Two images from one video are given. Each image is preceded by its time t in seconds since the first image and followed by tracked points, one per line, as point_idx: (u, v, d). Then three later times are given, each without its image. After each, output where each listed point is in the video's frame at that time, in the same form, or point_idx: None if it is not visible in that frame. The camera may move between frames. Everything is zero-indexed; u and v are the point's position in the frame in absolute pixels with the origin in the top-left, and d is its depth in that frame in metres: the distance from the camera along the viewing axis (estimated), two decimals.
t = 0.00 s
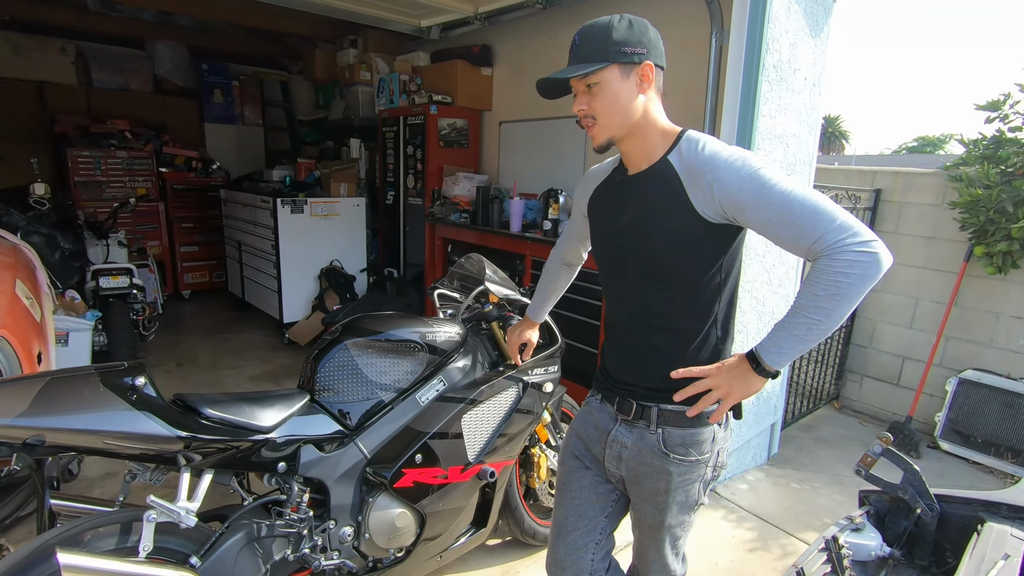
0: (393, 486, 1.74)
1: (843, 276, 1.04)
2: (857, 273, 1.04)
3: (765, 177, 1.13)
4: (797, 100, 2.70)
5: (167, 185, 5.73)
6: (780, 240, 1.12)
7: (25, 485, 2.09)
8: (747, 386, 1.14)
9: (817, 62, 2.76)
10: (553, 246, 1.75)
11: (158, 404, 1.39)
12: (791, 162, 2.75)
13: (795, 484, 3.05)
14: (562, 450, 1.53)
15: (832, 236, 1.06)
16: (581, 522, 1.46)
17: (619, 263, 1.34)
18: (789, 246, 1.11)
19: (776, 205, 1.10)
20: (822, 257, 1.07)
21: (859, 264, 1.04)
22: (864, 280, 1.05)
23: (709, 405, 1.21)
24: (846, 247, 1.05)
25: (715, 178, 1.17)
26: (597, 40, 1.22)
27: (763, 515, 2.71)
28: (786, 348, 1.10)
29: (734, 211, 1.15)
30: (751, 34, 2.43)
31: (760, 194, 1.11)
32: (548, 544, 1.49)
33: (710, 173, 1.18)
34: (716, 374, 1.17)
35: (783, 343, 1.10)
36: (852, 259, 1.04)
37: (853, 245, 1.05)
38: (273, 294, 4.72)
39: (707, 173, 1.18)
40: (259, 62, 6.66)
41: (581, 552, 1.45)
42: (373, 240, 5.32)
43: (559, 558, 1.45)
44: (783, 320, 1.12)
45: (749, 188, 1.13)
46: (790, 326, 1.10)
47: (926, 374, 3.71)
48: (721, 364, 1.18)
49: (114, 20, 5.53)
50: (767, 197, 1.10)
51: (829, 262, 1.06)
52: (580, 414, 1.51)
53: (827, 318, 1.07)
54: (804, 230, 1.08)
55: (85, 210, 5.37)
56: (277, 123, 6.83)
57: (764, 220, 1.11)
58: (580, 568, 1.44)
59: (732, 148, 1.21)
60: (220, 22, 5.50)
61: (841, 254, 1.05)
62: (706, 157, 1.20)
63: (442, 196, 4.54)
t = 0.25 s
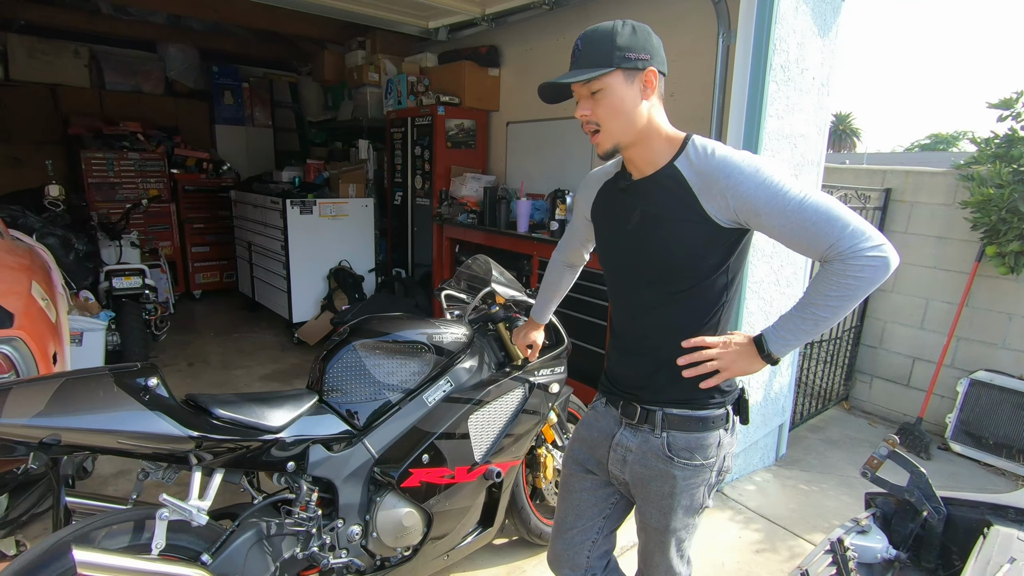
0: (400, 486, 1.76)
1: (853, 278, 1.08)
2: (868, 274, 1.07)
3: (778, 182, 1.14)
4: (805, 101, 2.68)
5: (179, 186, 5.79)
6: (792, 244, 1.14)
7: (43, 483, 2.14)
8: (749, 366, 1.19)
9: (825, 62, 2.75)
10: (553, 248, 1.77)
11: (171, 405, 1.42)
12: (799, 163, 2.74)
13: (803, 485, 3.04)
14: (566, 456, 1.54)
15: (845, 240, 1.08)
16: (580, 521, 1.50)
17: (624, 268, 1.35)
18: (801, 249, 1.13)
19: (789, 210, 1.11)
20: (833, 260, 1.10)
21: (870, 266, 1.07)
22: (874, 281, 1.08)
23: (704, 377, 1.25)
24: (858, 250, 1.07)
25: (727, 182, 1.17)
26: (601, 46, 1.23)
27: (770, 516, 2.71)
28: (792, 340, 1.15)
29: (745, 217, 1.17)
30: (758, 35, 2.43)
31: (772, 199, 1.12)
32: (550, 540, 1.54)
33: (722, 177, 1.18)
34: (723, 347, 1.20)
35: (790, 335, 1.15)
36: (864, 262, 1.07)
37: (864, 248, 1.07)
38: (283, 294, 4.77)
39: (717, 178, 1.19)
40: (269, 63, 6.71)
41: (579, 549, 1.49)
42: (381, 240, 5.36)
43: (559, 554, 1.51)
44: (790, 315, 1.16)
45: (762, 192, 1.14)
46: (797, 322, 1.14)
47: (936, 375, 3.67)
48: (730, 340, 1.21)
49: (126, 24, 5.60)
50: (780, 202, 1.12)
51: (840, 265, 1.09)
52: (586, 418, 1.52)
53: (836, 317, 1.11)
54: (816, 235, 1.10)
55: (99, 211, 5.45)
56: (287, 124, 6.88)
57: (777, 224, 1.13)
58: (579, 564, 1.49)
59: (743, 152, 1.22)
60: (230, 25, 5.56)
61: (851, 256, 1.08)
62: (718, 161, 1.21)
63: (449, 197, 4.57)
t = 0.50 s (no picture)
0: (401, 487, 1.76)
1: (841, 307, 1.08)
2: (856, 305, 1.08)
3: (776, 200, 1.13)
4: (807, 101, 2.68)
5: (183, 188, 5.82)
6: (785, 266, 1.15)
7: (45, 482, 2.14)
8: (738, 382, 1.22)
9: (828, 63, 2.74)
10: (552, 256, 1.78)
11: (174, 405, 1.43)
12: (802, 164, 2.73)
13: (806, 487, 3.02)
14: (566, 459, 1.54)
15: (836, 267, 1.08)
16: (579, 524, 1.50)
17: (622, 270, 1.35)
18: (793, 272, 1.14)
19: (785, 230, 1.11)
20: (823, 286, 1.10)
21: (859, 296, 1.08)
22: (861, 314, 1.09)
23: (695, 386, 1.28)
24: (848, 279, 1.08)
25: (728, 194, 1.17)
26: (633, 36, 1.25)
27: (773, 519, 2.70)
28: (779, 365, 1.16)
29: (743, 230, 1.17)
30: (760, 36, 2.43)
31: (769, 218, 1.12)
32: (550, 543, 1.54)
33: (723, 188, 1.18)
34: (713, 365, 1.23)
35: (778, 360, 1.16)
36: (853, 292, 1.08)
37: (854, 278, 1.08)
38: (286, 296, 4.78)
39: (717, 190, 1.19)
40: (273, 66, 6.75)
41: (578, 552, 1.50)
42: (385, 242, 5.38)
43: (559, 557, 1.51)
44: (780, 340, 1.17)
45: (761, 208, 1.13)
46: (786, 348, 1.15)
47: (941, 377, 3.63)
48: (723, 357, 1.23)
49: (131, 27, 5.65)
50: (777, 220, 1.12)
51: (829, 294, 1.09)
52: (584, 421, 1.52)
53: (822, 345, 1.12)
54: (808, 259, 1.10)
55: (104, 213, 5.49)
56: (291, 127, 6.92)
57: (771, 245, 1.13)
58: (578, 566, 1.49)
59: (748, 163, 1.21)
60: (235, 28, 5.60)
61: (841, 285, 1.08)
62: (720, 171, 1.20)
63: (452, 199, 4.58)
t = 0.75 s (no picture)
0: (403, 487, 1.76)
1: (842, 309, 1.07)
2: (857, 308, 1.06)
3: (777, 200, 1.12)
4: (814, 99, 2.65)
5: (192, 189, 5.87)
6: (785, 266, 1.13)
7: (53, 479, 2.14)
8: (738, 384, 1.20)
9: (836, 60, 2.71)
10: (554, 257, 1.77)
11: (176, 405, 1.43)
12: (809, 162, 2.70)
13: (814, 489, 2.99)
14: (564, 461, 1.53)
15: (838, 268, 1.06)
16: (579, 526, 1.49)
17: (622, 270, 1.34)
18: (794, 273, 1.12)
19: (786, 230, 1.10)
20: (824, 288, 1.09)
21: (861, 299, 1.06)
22: (862, 316, 1.07)
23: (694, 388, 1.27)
24: (850, 280, 1.06)
25: (729, 193, 1.16)
26: (643, 32, 1.24)
27: (780, 521, 2.67)
28: (778, 368, 1.15)
29: (744, 230, 1.15)
30: (767, 34, 2.41)
31: (770, 217, 1.11)
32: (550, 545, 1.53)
33: (725, 187, 1.17)
34: (712, 368, 1.21)
35: (778, 363, 1.15)
36: (854, 294, 1.06)
37: (855, 279, 1.06)
38: (294, 295, 4.81)
39: (718, 189, 1.18)
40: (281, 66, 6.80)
41: (577, 555, 1.49)
42: (391, 241, 5.39)
43: (558, 560, 1.50)
44: (780, 342, 1.16)
45: (762, 207, 1.12)
46: (786, 350, 1.14)
47: (953, 378, 3.56)
48: (723, 360, 1.22)
49: (140, 29, 5.70)
50: (778, 220, 1.10)
51: (829, 297, 1.08)
52: (583, 423, 1.51)
53: (823, 347, 1.11)
54: (809, 260, 1.09)
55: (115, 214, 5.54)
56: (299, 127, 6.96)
57: (771, 245, 1.12)
58: (577, 569, 1.48)
59: (751, 162, 1.19)
60: (243, 29, 5.64)
61: (842, 287, 1.06)
62: (722, 170, 1.19)
63: (458, 198, 4.58)
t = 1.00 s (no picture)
0: (407, 484, 1.76)
1: (846, 307, 1.05)
2: (861, 306, 1.04)
3: (781, 196, 1.10)
4: (826, 96, 2.61)
5: (205, 187, 5.93)
6: (788, 263, 1.12)
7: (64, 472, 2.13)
8: (741, 383, 1.19)
9: (849, 58, 2.67)
10: (558, 255, 1.76)
11: (180, 401, 1.45)
12: (821, 161, 2.67)
13: (824, 491, 2.96)
14: (565, 461, 1.52)
15: (842, 265, 1.05)
16: (579, 526, 1.48)
17: (624, 267, 1.33)
18: (796, 270, 1.11)
19: (789, 226, 1.09)
20: (827, 285, 1.07)
21: (865, 297, 1.04)
22: (866, 315, 1.05)
23: (696, 387, 1.26)
24: (853, 278, 1.05)
25: (731, 189, 1.15)
26: (644, 29, 1.22)
27: (789, 523, 2.64)
28: (781, 367, 1.13)
29: (747, 226, 1.14)
30: (777, 30, 2.38)
31: (773, 214, 1.10)
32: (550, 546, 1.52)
33: (728, 183, 1.16)
34: (715, 367, 1.20)
35: (781, 362, 1.13)
36: (858, 292, 1.04)
37: (860, 277, 1.04)
38: (303, 293, 4.84)
39: (721, 186, 1.17)
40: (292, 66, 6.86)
41: (577, 555, 1.48)
42: (400, 240, 5.41)
43: (557, 561, 1.49)
44: (783, 341, 1.15)
45: (765, 203, 1.11)
46: (789, 349, 1.13)
47: (968, 380, 3.48)
48: (725, 359, 1.20)
49: (155, 29, 5.76)
50: (782, 216, 1.09)
51: (832, 295, 1.06)
52: (584, 422, 1.50)
53: (826, 346, 1.09)
54: (812, 257, 1.07)
55: (129, 211, 5.61)
56: (310, 126, 7.02)
57: (774, 241, 1.11)
58: (576, 569, 1.47)
59: (755, 158, 1.18)
60: (255, 28, 5.69)
61: (845, 285, 1.05)
62: (725, 166, 1.17)
63: (467, 197, 4.58)
